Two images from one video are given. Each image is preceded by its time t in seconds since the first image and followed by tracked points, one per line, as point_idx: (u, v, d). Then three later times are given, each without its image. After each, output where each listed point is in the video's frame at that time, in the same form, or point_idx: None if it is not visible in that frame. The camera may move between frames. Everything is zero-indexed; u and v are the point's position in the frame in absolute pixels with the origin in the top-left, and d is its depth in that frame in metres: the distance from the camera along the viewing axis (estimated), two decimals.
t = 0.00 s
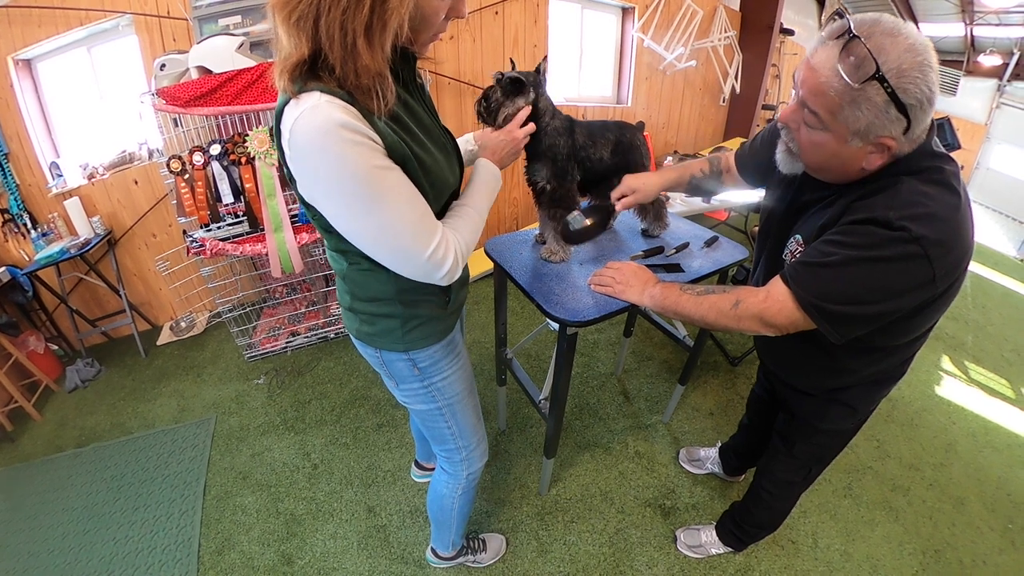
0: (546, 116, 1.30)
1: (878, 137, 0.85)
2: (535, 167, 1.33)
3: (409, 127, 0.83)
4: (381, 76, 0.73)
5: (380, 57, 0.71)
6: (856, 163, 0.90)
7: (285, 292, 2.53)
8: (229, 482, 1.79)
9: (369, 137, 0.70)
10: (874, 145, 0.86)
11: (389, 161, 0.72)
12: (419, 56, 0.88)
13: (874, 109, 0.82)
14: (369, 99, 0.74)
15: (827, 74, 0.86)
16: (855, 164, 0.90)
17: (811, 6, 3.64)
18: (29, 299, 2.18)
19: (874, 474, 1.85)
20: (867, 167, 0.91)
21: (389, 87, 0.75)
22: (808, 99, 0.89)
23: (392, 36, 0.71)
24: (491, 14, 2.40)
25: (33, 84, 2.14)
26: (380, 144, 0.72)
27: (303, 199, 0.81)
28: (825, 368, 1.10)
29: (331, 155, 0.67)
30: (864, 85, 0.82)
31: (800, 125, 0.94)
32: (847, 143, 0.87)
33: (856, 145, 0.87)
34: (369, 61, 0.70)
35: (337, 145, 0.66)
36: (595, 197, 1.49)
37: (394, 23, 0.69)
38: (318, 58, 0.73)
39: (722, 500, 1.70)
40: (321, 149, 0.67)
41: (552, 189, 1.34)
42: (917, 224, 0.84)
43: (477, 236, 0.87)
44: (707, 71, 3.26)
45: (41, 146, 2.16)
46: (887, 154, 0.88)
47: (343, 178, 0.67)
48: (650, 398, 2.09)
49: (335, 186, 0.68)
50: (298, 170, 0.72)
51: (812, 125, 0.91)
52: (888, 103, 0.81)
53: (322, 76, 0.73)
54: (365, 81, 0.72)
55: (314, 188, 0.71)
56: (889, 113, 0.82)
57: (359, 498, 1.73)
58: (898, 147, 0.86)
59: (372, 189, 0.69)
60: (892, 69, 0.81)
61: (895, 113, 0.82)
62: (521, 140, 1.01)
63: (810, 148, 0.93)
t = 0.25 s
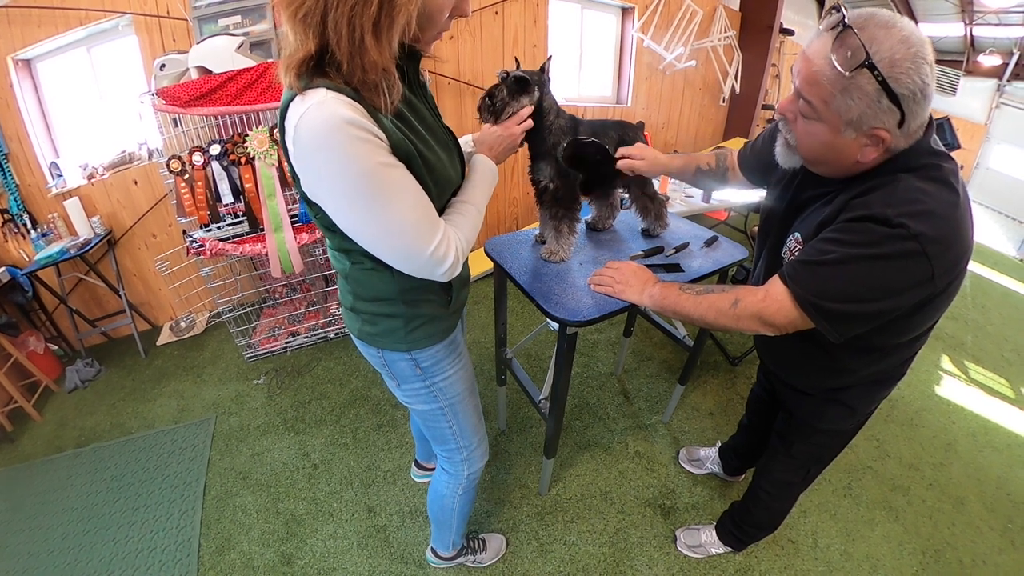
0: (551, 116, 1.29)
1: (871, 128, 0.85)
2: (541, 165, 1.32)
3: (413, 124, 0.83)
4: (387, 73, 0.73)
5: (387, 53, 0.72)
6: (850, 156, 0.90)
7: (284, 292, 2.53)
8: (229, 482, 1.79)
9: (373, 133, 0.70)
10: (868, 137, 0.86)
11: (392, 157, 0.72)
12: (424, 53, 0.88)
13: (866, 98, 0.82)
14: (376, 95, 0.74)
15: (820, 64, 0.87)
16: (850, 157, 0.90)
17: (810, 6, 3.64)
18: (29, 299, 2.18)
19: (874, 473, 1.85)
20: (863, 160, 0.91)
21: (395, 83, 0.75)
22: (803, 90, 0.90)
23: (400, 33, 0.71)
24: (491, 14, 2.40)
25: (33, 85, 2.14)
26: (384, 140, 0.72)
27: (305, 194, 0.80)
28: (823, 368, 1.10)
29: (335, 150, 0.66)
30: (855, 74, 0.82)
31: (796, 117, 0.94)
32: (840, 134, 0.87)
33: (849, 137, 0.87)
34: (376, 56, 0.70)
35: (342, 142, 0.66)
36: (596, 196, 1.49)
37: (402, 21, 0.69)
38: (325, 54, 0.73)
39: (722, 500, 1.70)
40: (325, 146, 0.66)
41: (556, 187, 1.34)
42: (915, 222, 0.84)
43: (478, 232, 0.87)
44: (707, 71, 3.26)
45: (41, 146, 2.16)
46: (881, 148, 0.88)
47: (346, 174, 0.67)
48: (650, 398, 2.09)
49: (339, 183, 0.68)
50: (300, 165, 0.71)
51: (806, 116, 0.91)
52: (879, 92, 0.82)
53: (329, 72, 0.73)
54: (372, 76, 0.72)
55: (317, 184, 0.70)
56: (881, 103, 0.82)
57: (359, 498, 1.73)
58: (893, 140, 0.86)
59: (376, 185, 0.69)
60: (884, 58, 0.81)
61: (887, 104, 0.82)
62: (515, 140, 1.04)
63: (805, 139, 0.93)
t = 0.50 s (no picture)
0: (554, 116, 1.28)
1: (873, 112, 0.85)
2: (540, 164, 1.31)
3: (413, 122, 0.83)
4: (389, 70, 0.73)
5: (389, 51, 0.72)
6: (852, 144, 0.90)
7: (283, 292, 2.53)
8: (228, 482, 1.79)
9: (374, 130, 0.70)
10: (870, 122, 0.86)
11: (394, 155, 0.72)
12: (423, 53, 0.88)
13: (866, 78, 0.83)
14: (377, 92, 0.74)
15: (822, 47, 0.89)
16: (851, 145, 0.90)
17: (809, 6, 3.64)
18: (28, 300, 2.19)
19: (874, 473, 1.85)
20: (864, 150, 0.90)
21: (397, 80, 0.75)
22: (805, 74, 0.91)
23: (401, 31, 0.71)
24: (490, 15, 2.40)
25: (32, 85, 2.14)
26: (386, 137, 0.72)
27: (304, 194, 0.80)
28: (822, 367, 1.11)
29: (337, 148, 0.67)
30: (856, 52, 0.84)
31: (799, 105, 0.95)
32: (842, 119, 0.88)
33: (851, 121, 0.87)
34: (378, 54, 0.70)
35: (344, 139, 0.66)
36: (596, 195, 1.49)
37: (404, 18, 0.69)
38: (326, 52, 0.72)
39: (721, 499, 1.70)
40: (327, 144, 0.67)
41: (556, 186, 1.33)
42: (915, 218, 0.84)
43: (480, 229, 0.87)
44: (706, 71, 3.27)
45: (40, 147, 2.16)
46: (883, 137, 0.88)
47: (348, 172, 0.67)
48: (649, 398, 2.09)
49: (341, 180, 0.68)
50: (301, 164, 0.71)
51: (808, 100, 0.92)
52: (880, 73, 0.82)
53: (330, 70, 0.73)
54: (373, 74, 0.72)
55: (319, 182, 0.70)
56: (882, 85, 0.83)
57: (358, 498, 1.72)
58: (895, 128, 0.86)
59: (378, 183, 0.69)
60: (885, 40, 0.83)
61: (888, 86, 0.83)
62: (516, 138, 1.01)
63: (807, 125, 0.93)
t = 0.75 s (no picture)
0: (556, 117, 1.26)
1: (876, 96, 0.85)
2: (542, 163, 1.31)
3: (410, 118, 0.83)
4: (382, 67, 0.73)
5: (381, 49, 0.72)
6: (856, 130, 0.90)
7: (283, 293, 2.53)
8: (228, 483, 1.79)
9: (370, 123, 0.70)
10: (874, 106, 0.86)
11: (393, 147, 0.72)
12: (417, 51, 0.88)
13: (868, 61, 0.84)
14: (371, 90, 0.74)
15: (825, 32, 0.90)
16: (856, 132, 0.90)
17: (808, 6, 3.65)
18: (27, 300, 2.17)
19: (874, 473, 1.85)
20: (869, 137, 0.91)
21: (390, 78, 0.75)
22: (809, 60, 0.92)
23: (393, 28, 0.71)
24: (489, 14, 2.39)
25: (31, 85, 2.13)
26: (382, 131, 0.72)
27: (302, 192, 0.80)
28: (821, 366, 1.11)
29: (335, 144, 0.66)
30: (857, 33, 0.85)
31: (803, 92, 0.95)
32: (846, 103, 0.88)
33: (855, 105, 0.88)
34: (370, 52, 0.70)
35: (342, 134, 0.66)
36: (596, 194, 1.49)
37: (396, 16, 0.69)
38: (318, 51, 0.73)
39: (721, 499, 1.70)
40: (325, 141, 0.66)
41: (556, 185, 1.33)
42: (915, 210, 0.84)
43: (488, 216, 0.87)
44: (705, 71, 3.27)
45: (39, 147, 2.16)
46: (888, 123, 0.88)
47: (349, 168, 0.67)
48: (649, 398, 2.09)
49: (343, 177, 0.68)
50: (300, 166, 0.71)
51: (812, 85, 0.93)
52: (882, 56, 0.83)
53: (322, 69, 0.73)
54: (366, 72, 0.72)
55: (320, 182, 0.70)
56: (884, 68, 0.83)
57: (358, 499, 1.72)
58: (899, 113, 0.86)
59: (380, 175, 0.69)
60: (887, 23, 0.83)
61: (890, 70, 0.83)
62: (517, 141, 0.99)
63: (812, 111, 0.94)
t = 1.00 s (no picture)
0: (556, 117, 1.25)
1: (873, 93, 0.85)
2: (542, 164, 1.29)
3: (407, 117, 0.84)
4: (377, 67, 0.73)
5: (375, 49, 0.72)
6: (854, 127, 0.90)
7: (282, 293, 2.53)
8: (227, 483, 1.79)
9: (366, 121, 0.70)
10: (871, 103, 0.87)
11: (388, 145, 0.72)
12: (413, 51, 0.88)
13: (863, 57, 0.84)
14: (366, 90, 0.74)
15: (820, 30, 0.90)
16: (854, 129, 0.90)
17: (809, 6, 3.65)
18: (27, 300, 2.17)
19: (873, 473, 1.85)
20: (868, 135, 0.91)
21: (385, 79, 0.75)
22: (805, 58, 0.93)
23: (388, 28, 0.71)
24: (489, 15, 2.39)
25: (31, 86, 2.13)
26: (378, 129, 0.72)
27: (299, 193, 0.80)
28: (819, 367, 1.11)
29: (331, 143, 0.66)
30: (852, 30, 0.85)
31: (801, 90, 0.96)
32: (843, 100, 0.89)
33: (852, 102, 0.88)
34: (364, 52, 0.70)
35: (337, 132, 0.66)
36: (596, 195, 1.48)
37: (390, 14, 0.69)
38: (313, 52, 0.73)
39: (720, 500, 1.70)
40: (321, 140, 0.66)
41: (557, 186, 1.32)
42: (916, 212, 0.83)
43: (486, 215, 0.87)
44: (705, 71, 3.27)
45: (39, 147, 2.16)
46: (886, 119, 0.88)
47: (346, 166, 0.67)
48: (648, 398, 2.09)
49: (340, 176, 0.68)
50: (296, 166, 0.71)
51: (809, 84, 0.93)
52: (878, 52, 0.83)
53: (317, 68, 0.73)
54: (360, 72, 0.72)
55: (316, 182, 0.70)
56: (880, 63, 0.83)
57: (357, 499, 1.72)
58: (897, 110, 0.86)
59: (376, 173, 0.69)
60: (882, 18, 0.83)
61: (887, 66, 0.83)
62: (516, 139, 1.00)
63: (810, 108, 0.94)
